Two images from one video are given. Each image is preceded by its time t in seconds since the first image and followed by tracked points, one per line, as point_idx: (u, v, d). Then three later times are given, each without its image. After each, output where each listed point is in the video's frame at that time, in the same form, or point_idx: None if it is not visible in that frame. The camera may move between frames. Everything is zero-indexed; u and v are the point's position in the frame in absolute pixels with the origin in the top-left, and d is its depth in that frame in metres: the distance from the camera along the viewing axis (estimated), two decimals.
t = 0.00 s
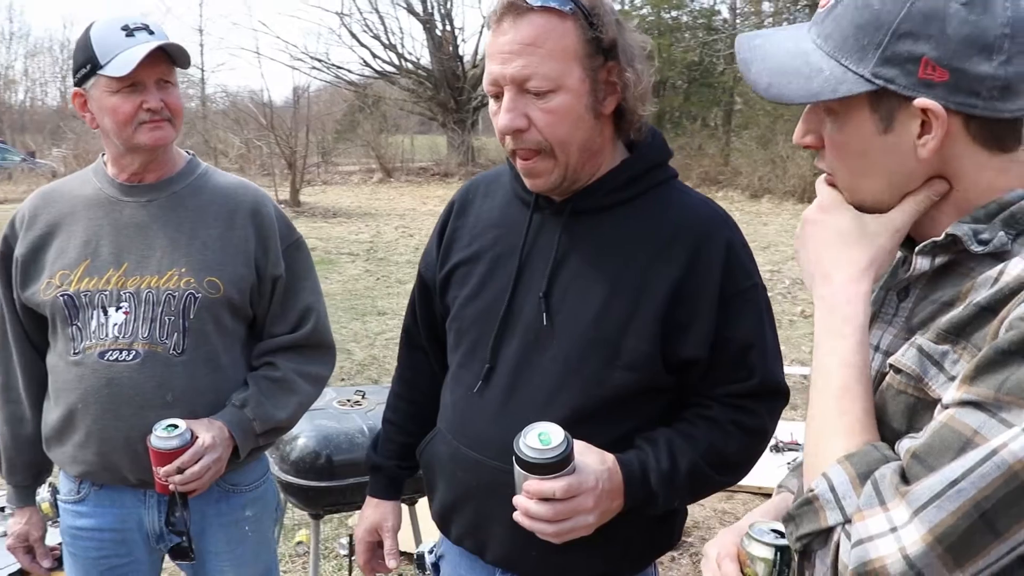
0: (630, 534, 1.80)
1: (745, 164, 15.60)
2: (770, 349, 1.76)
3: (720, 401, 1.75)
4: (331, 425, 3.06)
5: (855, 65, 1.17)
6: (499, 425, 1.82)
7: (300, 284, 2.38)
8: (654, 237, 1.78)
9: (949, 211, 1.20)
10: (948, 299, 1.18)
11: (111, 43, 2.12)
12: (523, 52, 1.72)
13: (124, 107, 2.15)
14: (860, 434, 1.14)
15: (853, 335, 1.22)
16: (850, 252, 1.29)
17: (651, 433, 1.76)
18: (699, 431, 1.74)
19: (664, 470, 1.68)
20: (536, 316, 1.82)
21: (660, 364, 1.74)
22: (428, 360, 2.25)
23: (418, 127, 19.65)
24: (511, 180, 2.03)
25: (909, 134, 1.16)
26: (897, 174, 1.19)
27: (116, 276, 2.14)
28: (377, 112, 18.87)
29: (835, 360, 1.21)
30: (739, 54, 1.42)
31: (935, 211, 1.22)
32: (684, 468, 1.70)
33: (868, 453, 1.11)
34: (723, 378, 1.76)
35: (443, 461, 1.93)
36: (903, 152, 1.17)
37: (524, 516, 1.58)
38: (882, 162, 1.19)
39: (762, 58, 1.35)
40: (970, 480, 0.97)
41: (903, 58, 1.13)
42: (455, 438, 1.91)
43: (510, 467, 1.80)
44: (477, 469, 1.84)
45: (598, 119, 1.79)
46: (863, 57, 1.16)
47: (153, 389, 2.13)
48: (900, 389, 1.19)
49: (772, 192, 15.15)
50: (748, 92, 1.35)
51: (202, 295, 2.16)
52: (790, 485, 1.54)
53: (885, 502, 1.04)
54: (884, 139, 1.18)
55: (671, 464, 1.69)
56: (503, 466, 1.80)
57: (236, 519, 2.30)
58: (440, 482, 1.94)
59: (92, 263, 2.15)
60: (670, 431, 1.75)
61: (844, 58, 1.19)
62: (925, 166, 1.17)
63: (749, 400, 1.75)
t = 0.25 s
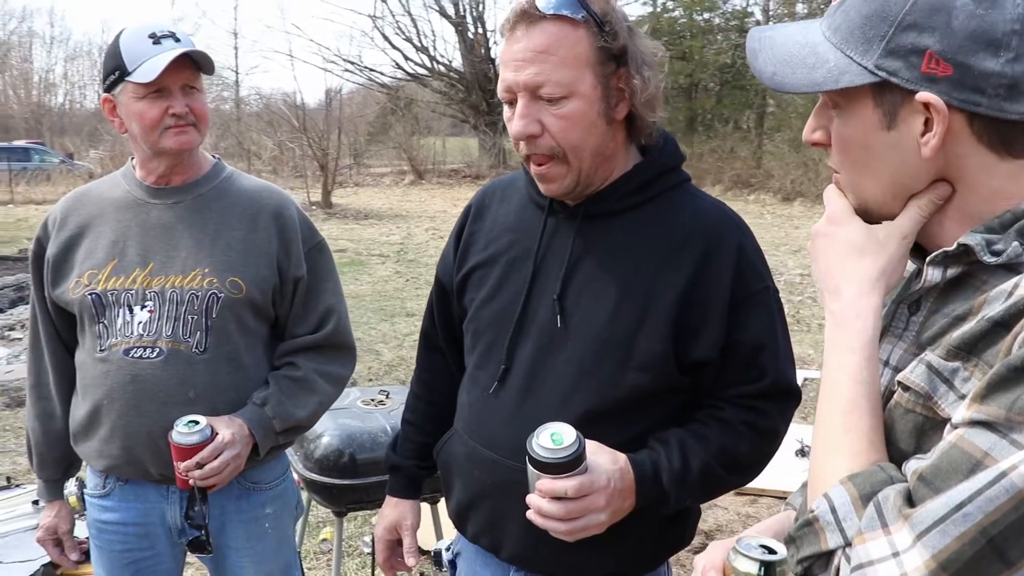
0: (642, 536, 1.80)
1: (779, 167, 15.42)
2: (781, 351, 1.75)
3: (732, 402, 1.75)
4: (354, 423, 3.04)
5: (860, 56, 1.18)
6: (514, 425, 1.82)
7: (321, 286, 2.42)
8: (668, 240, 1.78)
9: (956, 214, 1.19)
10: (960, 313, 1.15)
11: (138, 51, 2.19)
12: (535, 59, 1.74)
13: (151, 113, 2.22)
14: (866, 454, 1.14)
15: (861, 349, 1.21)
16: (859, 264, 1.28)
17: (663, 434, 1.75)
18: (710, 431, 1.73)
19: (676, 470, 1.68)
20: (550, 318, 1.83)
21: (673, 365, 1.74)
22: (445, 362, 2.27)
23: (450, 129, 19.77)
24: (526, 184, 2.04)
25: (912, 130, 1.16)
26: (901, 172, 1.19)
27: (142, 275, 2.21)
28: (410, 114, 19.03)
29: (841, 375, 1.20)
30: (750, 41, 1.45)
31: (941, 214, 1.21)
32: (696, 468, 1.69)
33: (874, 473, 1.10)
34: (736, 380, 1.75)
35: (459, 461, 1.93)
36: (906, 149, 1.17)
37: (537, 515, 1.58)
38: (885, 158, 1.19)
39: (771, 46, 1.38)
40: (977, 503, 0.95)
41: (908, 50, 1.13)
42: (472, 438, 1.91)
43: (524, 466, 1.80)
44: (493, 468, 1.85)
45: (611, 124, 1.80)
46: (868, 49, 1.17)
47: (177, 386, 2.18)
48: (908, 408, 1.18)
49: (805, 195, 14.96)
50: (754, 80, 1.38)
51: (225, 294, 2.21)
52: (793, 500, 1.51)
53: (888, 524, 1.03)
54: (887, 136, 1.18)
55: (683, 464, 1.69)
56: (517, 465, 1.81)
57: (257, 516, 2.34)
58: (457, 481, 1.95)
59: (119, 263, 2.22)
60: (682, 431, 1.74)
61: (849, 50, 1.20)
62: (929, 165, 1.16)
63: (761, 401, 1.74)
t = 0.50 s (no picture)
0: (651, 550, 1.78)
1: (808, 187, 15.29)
2: (789, 364, 1.74)
3: (740, 415, 1.73)
4: (373, 439, 2.92)
5: (849, 78, 1.18)
6: (523, 437, 1.82)
7: (337, 302, 2.43)
8: (675, 255, 1.77)
9: (952, 239, 1.19)
10: (956, 338, 1.16)
11: (160, 69, 2.25)
12: (544, 77, 1.75)
13: (172, 129, 2.27)
14: (855, 495, 1.13)
15: (853, 385, 1.21)
16: (845, 291, 1.30)
17: (671, 448, 1.73)
18: (718, 445, 1.71)
19: (684, 483, 1.66)
20: (559, 333, 1.82)
21: (680, 380, 1.73)
22: (458, 377, 2.26)
23: (478, 148, 19.91)
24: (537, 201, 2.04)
25: (905, 157, 1.15)
26: (894, 197, 1.19)
27: (161, 288, 2.25)
28: (438, 133, 19.22)
29: (830, 413, 1.20)
30: (732, 65, 1.46)
31: (939, 236, 1.21)
32: (704, 481, 1.67)
33: (863, 513, 1.09)
34: (745, 393, 1.74)
35: (470, 474, 1.92)
36: (899, 175, 1.17)
37: (544, 528, 1.56)
38: (877, 183, 1.20)
39: (756, 66, 1.39)
40: (968, 554, 0.93)
41: (897, 73, 1.12)
42: (484, 452, 1.89)
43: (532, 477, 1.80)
44: (504, 481, 1.84)
45: (618, 141, 1.81)
46: (856, 71, 1.17)
47: (192, 398, 2.21)
48: (900, 439, 1.17)
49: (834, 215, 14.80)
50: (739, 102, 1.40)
51: (241, 309, 2.24)
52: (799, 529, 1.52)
53: (876, 569, 1.02)
54: (878, 161, 1.18)
55: (691, 477, 1.67)
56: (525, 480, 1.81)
57: (270, 530, 2.36)
58: (469, 495, 1.93)
59: (139, 277, 2.27)
60: (690, 444, 1.72)
61: (837, 72, 1.20)
62: (923, 192, 1.16)
63: (769, 414, 1.72)
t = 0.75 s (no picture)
0: None
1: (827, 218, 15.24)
2: (800, 392, 1.73)
3: (750, 443, 1.72)
4: (388, 466, 2.89)
5: (839, 117, 1.19)
6: (532, 465, 1.81)
7: (350, 330, 2.45)
8: (685, 284, 1.78)
9: (949, 272, 1.19)
10: (958, 370, 1.15)
11: (180, 101, 2.31)
12: (554, 108, 1.78)
13: (190, 159, 2.33)
14: (859, 533, 1.13)
15: (855, 421, 1.20)
16: (848, 327, 1.29)
17: (681, 474, 1.73)
18: (729, 473, 1.69)
19: (694, 510, 1.65)
20: (570, 360, 1.83)
21: (690, 407, 1.72)
22: (469, 406, 2.27)
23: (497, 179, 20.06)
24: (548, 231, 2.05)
25: (899, 193, 1.16)
26: (889, 232, 1.20)
27: (177, 315, 2.29)
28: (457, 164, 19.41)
29: (832, 448, 1.20)
30: (724, 106, 1.47)
31: (937, 270, 1.20)
32: (715, 508, 1.66)
33: (867, 552, 1.09)
34: (755, 421, 1.73)
35: (480, 501, 1.91)
36: (893, 211, 1.18)
37: (554, 555, 1.53)
38: (872, 219, 1.20)
39: (746, 107, 1.40)
40: None
41: (886, 112, 1.14)
42: (493, 479, 1.89)
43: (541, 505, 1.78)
44: (512, 508, 1.83)
45: (628, 170, 1.82)
46: (845, 110, 1.18)
47: (205, 424, 2.24)
48: (902, 475, 1.16)
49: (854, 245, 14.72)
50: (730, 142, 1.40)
51: (254, 335, 2.27)
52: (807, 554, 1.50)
53: None
54: (873, 198, 1.19)
55: (701, 504, 1.65)
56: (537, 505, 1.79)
57: (281, 556, 2.36)
58: (479, 522, 1.93)
59: (155, 303, 2.31)
60: (701, 471, 1.71)
61: (826, 111, 1.21)
62: (918, 227, 1.17)
63: (780, 443, 1.71)
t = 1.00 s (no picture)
0: None
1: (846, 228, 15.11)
2: (826, 396, 1.69)
3: (776, 448, 1.68)
4: (406, 474, 2.87)
5: (876, 111, 1.17)
6: (555, 470, 1.78)
7: (368, 335, 2.44)
8: (708, 286, 1.76)
9: (986, 271, 1.17)
10: (992, 372, 1.12)
11: (200, 105, 2.32)
12: (577, 109, 1.77)
13: (210, 163, 2.33)
14: (895, 534, 1.10)
15: (886, 422, 1.18)
16: (880, 329, 1.27)
17: (707, 479, 1.70)
18: (755, 478, 1.66)
19: (720, 515, 1.62)
20: (593, 363, 1.80)
21: (714, 409, 1.70)
22: (487, 412, 2.24)
23: (513, 189, 20.08)
24: (569, 234, 2.03)
25: (937, 188, 1.14)
26: (924, 230, 1.18)
27: (195, 319, 2.29)
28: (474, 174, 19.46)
29: (864, 449, 1.18)
30: (756, 99, 1.43)
31: (973, 270, 1.18)
32: (740, 513, 1.63)
33: (904, 553, 1.06)
34: (779, 425, 1.70)
35: (501, 507, 1.89)
36: (929, 208, 1.15)
37: (579, 560, 1.49)
38: (907, 217, 1.18)
39: (781, 99, 1.37)
40: None
41: (926, 105, 1.11)
42: (515, 484, 1.86)
43: (563, 510, 1.76)
44: (533, 512, 1.80)
45: (651, 172, 1.80)
46: (885, 103, 1.16)
47: (223, 429, 2.23)
48: (938, 475, 1.13)
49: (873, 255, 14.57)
50: (764, 136, 1.37)
51: (273, 340, 2.26)
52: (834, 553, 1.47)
53: None
54: (907, 193, 1.17)
55: (727, 509, 1.63)
56: (559, 510, 1.76)
57: (299, 562, 2.34)
58: (500, 528, 1.90)
59: (174, 308, 2.31)
60: (726, 476, 1.69)
61: (865, 104, 1.19)
62: (954, 224, 1.14)
63: (807, 448, 1.67)
